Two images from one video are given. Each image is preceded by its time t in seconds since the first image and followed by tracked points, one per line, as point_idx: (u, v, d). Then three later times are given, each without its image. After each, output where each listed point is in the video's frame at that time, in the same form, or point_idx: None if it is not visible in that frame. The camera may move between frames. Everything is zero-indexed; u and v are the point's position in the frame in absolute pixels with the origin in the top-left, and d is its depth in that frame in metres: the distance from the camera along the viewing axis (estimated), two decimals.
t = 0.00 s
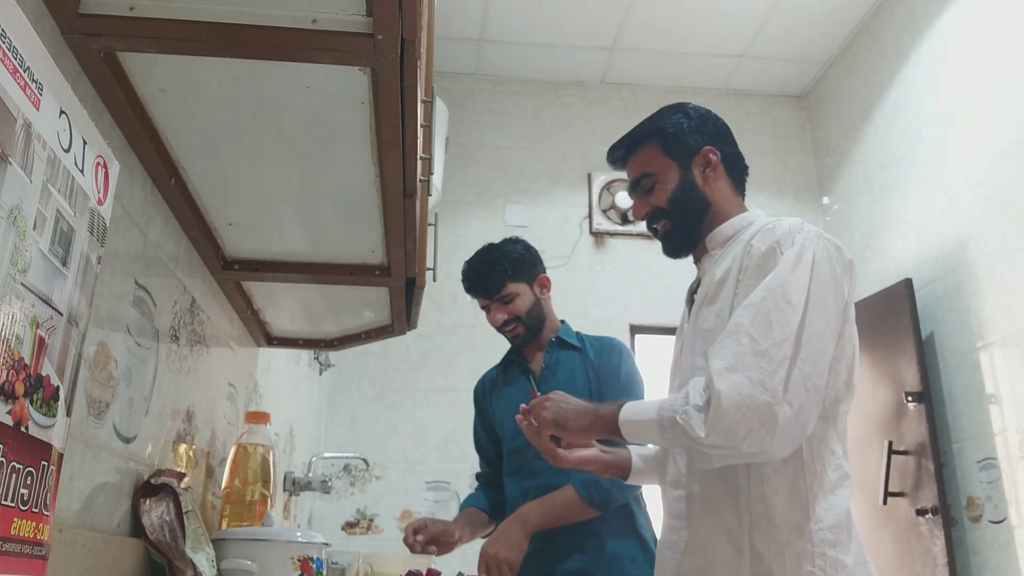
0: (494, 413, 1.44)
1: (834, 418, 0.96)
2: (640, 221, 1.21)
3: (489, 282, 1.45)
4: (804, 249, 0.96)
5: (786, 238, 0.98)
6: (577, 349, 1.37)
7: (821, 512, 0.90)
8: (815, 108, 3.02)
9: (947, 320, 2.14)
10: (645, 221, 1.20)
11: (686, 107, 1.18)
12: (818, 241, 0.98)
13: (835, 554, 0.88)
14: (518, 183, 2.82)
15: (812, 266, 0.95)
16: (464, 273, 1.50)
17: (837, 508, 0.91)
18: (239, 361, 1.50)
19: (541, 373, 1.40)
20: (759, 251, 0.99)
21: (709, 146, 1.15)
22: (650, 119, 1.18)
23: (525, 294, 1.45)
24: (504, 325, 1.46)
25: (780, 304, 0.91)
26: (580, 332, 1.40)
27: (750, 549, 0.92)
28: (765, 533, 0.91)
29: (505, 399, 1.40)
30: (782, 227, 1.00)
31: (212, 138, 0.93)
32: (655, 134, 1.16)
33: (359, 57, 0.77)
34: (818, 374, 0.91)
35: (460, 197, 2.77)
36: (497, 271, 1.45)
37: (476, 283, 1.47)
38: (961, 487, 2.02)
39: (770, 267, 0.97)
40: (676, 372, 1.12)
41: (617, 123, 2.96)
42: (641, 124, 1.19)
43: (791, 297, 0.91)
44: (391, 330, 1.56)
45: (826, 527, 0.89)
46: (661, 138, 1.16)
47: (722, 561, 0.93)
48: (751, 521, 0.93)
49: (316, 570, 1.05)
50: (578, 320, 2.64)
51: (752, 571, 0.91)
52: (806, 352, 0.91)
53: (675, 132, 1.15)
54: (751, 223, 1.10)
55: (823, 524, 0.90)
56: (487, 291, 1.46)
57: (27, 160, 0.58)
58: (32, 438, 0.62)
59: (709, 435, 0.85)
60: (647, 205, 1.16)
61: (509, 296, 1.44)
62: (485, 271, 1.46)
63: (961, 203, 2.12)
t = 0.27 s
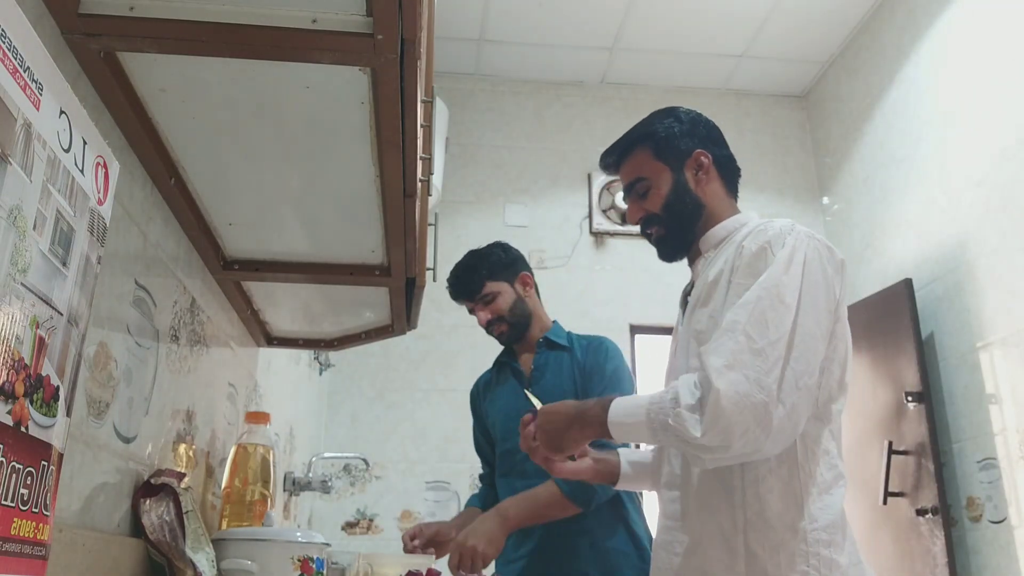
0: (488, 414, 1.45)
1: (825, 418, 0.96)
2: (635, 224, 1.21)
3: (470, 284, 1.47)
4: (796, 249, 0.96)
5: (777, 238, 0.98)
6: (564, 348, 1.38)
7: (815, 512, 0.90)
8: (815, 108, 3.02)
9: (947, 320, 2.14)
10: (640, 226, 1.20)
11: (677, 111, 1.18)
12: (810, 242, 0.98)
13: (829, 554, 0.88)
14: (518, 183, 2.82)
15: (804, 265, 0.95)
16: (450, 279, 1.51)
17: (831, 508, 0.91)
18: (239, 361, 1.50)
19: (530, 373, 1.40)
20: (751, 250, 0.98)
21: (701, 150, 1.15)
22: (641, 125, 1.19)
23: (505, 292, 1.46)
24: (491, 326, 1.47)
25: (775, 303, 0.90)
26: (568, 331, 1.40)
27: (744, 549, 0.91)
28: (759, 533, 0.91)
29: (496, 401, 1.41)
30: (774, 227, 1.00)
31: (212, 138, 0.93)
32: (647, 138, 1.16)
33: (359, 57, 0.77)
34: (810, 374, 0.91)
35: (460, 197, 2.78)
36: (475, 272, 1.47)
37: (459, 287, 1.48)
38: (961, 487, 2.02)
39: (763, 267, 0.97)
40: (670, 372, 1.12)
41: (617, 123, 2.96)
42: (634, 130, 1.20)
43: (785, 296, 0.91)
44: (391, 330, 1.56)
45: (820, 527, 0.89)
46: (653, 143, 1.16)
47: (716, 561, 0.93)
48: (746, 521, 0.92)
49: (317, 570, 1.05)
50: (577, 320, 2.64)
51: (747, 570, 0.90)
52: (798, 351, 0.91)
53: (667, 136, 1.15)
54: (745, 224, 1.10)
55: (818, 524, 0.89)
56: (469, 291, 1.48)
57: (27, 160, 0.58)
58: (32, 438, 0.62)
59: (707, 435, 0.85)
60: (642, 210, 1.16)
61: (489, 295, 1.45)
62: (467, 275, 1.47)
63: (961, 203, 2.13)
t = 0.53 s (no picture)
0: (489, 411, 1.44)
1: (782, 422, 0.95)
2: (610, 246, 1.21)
3: (478, 283, 1.48)
4: (736, 263, 0.97)
5: (723, 253, 1.00)
6: (570, 348, 1.38)
7: (782, 513, 0.90)
8: (815, 108, 3.02)
9: (946, 320, 2.15)
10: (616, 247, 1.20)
11: (641, 134, 1.18)
12: (756, 255, 0.99)
13: (796, 553, 0.88)
14: (518, 183, 2.82)
15: (745, 278, 0.96)
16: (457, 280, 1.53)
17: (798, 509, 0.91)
18: (239, 362, 1.50)
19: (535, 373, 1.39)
20: (700, 268, 1.00)
21: (665, 170, 1.14)
22: (606, 151, 1.19)
23: (512, 291, 1.47)
24: (497, 325, 1.48)
25: (706, 317, 0.92)
26: (574, 331, 1.40)
27: (714, 551, 0.91)
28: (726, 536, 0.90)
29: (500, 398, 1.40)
30: (724, 243, 1.02)
31: (212, 138, 0.93)
32: (612, 164, 1.17)
33: (359, 57, 0.77)
34: (746, 384, 0.90)
35: (460, 197, 2.78)
36: (483, 272, 1.48)
37: (466, 287, 1.49)
38: (961, 487, 2.03)
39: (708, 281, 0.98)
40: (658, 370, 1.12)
41: (617, 123, 2.96)
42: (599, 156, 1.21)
43: (717, 312, 0.92)
44: (391, 330, 1.56)
45: (786, 528, 0.89)
46: (617, 167, 1.16)
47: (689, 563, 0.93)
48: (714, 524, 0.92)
49: (316, 571, 1.05)
50: (577, 320, 2.64)
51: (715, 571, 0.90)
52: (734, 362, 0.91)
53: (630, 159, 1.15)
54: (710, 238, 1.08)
55: (782, 525, 0.89)
56: (475, 291, 1.49)
57: (27, 160, 0.58)
58: (32, 439, 0.62)
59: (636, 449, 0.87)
60: (615, 232, 1.16)
61: (495, 294, 1.46)
62: (472, 273, 1.49)
63: (961, 203, 2.13)
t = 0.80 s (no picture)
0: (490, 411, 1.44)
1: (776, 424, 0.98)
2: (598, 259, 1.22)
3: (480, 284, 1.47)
4: (746, 276, 0.98)
5: (728, 266, 0.99)
6: (569, 350, 1.38)
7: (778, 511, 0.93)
8: (815, 108, 3.02)
9: (947, 320, 2.15)
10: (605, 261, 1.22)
11: (632, 153, 1.19)
12: (759, 268, 1.00)
13: (792, 549, 0.91)
14: (518, 183, 2.82)
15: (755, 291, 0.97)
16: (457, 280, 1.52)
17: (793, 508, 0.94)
18: (239, 361, 1.50)
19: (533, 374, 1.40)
20: (705, 279, 0.99)
21: (656, 189, 1.16)
22: (601, 167, 1.20)
23: (512, 292, 1.47)
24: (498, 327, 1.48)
25: (728, 329, 0.93)
26: (573, 333, 1.40)
27: (716, 551, 0.92)
28: (728, 534, 0.92)
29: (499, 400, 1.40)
30: (726, 256, 1.02)
31: (211, 138, 0.93)
32: (606, 180, 1.18)
33: (359, 57, 0.77)
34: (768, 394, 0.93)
35: (460, 197, 2.78)
36: (487, 274, 1.47)
37: (469, 288, 1.49)
38: (961, 487, 2.03)
39: (718, 294, 0.97)
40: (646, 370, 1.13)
41: (617, 123, 2.96)
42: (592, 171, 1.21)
43: (741, 320, 0.94)
44: (391, 330, 1.56)
45: (783, 525, 0.92)
46: (611, 184, 1.17)
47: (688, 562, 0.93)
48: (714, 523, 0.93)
49: (317, 571, 1.05)
50: (577, 320, 2.64)
51: (717, 571, 0.91)
52: (755, 374, 0.93)
53: (623, 177, 1.17)
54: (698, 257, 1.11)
55: (780, 523, 0.92)
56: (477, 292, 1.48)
57: (27, 160, 0.58)
58: (32, 439, 0.62)
59: (682, 455, 0.88)
60: (606, 246, 1.17)
61: (497, 296, 1.46)
62: (473, 276, 1.48)
63: (961, 203, 2.12)
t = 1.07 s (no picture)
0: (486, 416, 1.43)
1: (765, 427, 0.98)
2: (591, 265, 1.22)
3: (483, 283, 1.46)
4: (725, 280, 0.99)
5: (709, 271, 1.00)
6: (563, 350, 1.38)
7: (774, 509, 0.93)
8: (815, 108, 3.02)
9: (947, 319, 2.15)
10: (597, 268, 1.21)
11: (625, 163, 1.20)
12: (740, 274, 1.01)
13: (790, 545, 0.92)
14: (518, 183, 2.82)
15: (733, 296, 0.98)
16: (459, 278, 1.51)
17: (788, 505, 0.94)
18: (239, 362, 1.50)
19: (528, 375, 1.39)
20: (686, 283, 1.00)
21: (650, 198, 1.16)
22: (593, 175, 1.20)
23: (518, 292, 1.47)
24: (497, 325, 1.47)
25: (697, 328, 0.94)
26: (567, 335, 1.41)
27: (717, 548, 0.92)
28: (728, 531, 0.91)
29: (495, 403, 1.40)
30: (709, 262, 1.02)
31: (211, 138, 0.93)
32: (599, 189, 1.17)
33: (359, 57, 0.77)
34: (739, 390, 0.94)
35: (460, 197, 2.78)
36: (490, 273, 1.46)
37: (473, 286, 1.47)
38: (961, 487, 2.03)
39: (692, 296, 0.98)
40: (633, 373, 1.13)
41: (617, 123, 2.96)
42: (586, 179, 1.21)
43: (710, 318, 0.95)
44: (391, 330, 1.56)
45: (780, 522, 0.92)
46: (605, 192, 1.17)
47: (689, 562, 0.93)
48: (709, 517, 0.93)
49: (317, 570, 1.05)
50: (577, 320, 2.64)
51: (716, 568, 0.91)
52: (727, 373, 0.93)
53: (617, 186, 1.17)
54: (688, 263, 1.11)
55: (777, 519, 0.92)
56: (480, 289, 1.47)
57: (27, 160, 0.58)
58: (32, 439, 0.62)
59: (644, 444, 0.89)
60: (599, 253, 1.17)
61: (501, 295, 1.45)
62: (478, 271, 1.47)
63: (961, 203, 2.12)
